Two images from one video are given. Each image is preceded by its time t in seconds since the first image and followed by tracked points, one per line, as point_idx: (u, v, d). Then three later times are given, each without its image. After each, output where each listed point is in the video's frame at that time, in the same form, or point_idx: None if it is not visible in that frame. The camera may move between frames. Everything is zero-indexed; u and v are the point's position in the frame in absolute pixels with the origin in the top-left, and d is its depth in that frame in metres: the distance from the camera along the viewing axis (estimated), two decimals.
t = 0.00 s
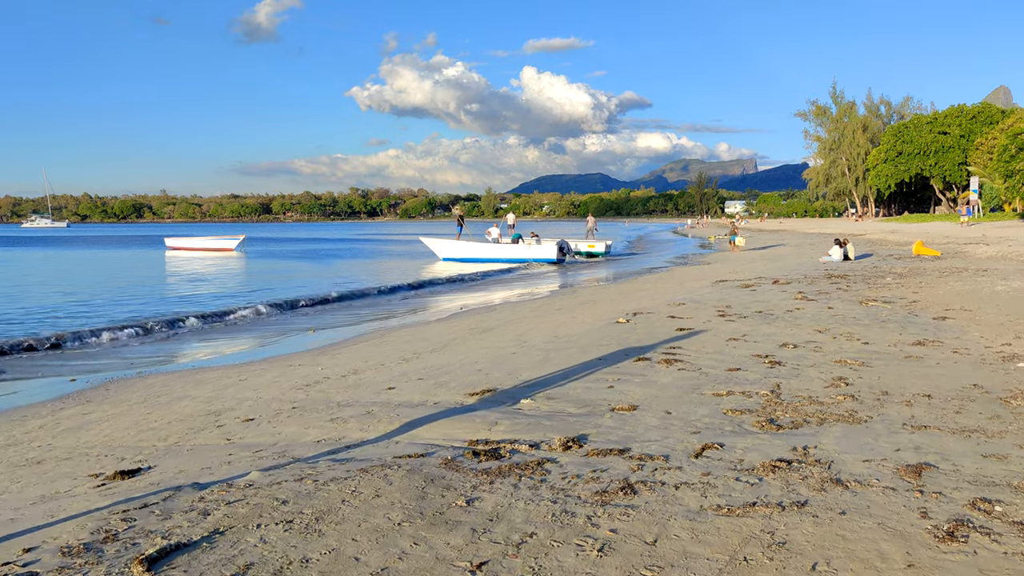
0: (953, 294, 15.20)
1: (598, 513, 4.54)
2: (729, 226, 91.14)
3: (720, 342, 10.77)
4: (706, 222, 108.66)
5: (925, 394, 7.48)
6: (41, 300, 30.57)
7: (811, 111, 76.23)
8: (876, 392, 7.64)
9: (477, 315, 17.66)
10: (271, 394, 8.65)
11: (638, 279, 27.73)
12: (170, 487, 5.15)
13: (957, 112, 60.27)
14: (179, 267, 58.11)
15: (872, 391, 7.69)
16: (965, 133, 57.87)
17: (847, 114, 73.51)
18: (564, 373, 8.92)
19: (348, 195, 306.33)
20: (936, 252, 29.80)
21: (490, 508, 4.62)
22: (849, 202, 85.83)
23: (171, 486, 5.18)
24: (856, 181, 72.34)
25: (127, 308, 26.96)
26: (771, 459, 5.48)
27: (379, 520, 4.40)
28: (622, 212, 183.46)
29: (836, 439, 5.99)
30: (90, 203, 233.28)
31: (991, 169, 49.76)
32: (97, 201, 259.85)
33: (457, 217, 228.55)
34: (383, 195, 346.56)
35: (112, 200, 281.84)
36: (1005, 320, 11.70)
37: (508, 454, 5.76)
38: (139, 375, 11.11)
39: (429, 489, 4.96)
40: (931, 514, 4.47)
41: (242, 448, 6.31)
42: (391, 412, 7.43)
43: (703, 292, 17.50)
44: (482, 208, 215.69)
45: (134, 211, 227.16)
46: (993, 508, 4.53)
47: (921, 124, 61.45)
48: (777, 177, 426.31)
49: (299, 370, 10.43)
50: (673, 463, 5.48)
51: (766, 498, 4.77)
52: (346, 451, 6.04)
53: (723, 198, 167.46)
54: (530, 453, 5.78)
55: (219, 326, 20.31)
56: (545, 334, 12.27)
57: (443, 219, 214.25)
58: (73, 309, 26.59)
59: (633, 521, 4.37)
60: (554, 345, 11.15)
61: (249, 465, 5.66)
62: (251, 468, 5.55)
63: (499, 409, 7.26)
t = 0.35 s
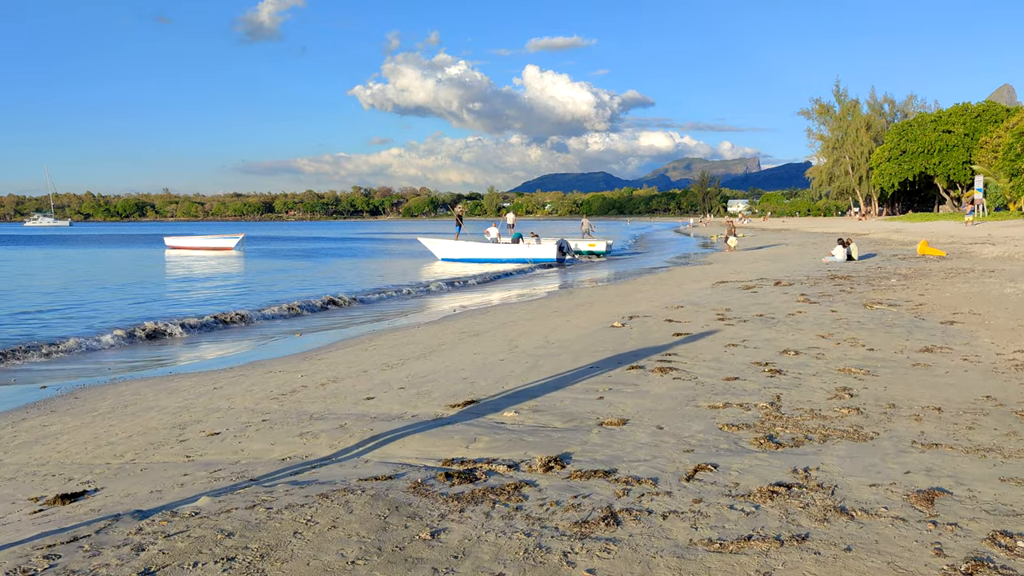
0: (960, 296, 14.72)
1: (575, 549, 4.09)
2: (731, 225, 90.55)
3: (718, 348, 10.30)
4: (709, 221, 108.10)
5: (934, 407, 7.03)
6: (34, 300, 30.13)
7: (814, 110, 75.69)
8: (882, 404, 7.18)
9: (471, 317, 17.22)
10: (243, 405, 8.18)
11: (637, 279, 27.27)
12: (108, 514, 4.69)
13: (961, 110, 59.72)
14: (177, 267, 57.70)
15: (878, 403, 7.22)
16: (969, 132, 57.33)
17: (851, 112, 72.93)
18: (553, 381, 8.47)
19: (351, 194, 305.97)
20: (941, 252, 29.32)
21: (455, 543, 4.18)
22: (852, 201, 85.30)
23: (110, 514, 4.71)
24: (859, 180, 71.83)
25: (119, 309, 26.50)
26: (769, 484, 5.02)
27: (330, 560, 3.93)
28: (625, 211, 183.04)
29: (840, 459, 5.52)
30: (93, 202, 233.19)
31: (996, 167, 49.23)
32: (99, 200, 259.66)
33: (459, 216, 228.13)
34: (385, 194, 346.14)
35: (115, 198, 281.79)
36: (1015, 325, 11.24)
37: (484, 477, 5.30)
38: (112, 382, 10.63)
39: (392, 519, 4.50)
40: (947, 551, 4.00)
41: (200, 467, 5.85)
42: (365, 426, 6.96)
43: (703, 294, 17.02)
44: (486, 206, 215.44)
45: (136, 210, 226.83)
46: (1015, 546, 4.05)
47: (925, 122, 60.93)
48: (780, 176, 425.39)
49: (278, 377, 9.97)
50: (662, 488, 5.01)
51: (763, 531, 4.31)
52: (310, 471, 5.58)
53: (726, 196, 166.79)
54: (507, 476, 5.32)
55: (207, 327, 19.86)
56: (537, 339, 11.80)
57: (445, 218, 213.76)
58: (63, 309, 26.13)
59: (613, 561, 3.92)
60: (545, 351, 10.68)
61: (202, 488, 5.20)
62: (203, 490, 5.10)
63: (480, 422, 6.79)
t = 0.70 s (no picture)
0: (969, 297, 14.23)
1: None
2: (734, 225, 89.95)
3: (717, 352, 9.80)
4: (711, 220, 107.50)
5: (947, 418, 6.55)
6: (24, 299, 29.69)
7: (817, 108, 75.11)
8: (891, 415, 6.71)
9: (464, 318, 16.76)
10: (211, 414, 7.70)
11: (637, 279, 26.78)
12: (33, 544, 4.21)
13: (965, 108, 59.13)
14: (175, 265, 57.24)
15: (886, 414, 6.75)
16: (973, 130, 56.76)
17: (854, 110, 72.36)
18: (540, 388, 8.00)
19: (353, 193, 305.44)
20: (946, 251, 28.79)
21: None
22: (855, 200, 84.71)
23: (33, 543, 4.23)
24: (863, 179, 71.22)
25: (109, 308, 26.06)
26: (768, 508, 4.54)
27: None
28: (627, 210, 182.42)
29: (847, 479, 5.04)
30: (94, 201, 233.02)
31: (1001, 166, 48.67)
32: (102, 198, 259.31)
33: (461, 215, 227.58)
34: (386, 192, 345.33)
35: (117, 197, 281.52)
36: None
37: (455, 499, 4.83)
38: (82, 387, 10.14)
39: (346, 551, 4.01)
40: None
41: (149, 485, 5.38)
42: (335, 437, 6.49)
43: (702, 295, 16.51)
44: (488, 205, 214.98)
45: (138, 209, 226.58)
46: None
47: (929, 120, 60.35)
48: (783, 175, 424.08)
49: (253, 384, 9.49)
50: (649, 513, 4.54)
51: (762, 566, 3.83)
52: (268, 491, 5.09)
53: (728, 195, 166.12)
54: (481, 498, 4.85)
55: (195, 328, 19.40)
56: (529, 342, 11.31)
57: (447, 217, 213.37)
58: (52, 309, 25.67)
59: None
60: (536, 354, 10.21)
61: (144, 512, 4.73)
62: (145, 514, 4.63)
63: (457, 435, 6.31)
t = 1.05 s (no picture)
0: (977, 301, 13.73)
1: None
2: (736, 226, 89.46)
3: (713, 358, 9.31)
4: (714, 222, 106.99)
5: (959, 432, 6.05)
6: (15, 301, 29.25)
7: (820, 109, 74.61)
8: (898, 428, 6.22)
9: (456, 321, 16.30)
10: (172, 425, 7.21)
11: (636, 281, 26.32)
12: None
13: (969, 109, 58.60)
14: (173, 267, 56.81)
15: (893, 427, 6.25)
16: (977, 132, 56.25)
17: (857, 111, 71.79)
18: (524, 397, 7.50)
19: (356, 195, 305.34)
20: (951, 253, 28.28)
21: None
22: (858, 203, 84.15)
23: None
24: (866, 181, 70.66)
25: (99, 310, 25.62)
26: (763, 538, 4.06)
27: None
28: (629, 212, 181.88)
29: (852, 503, 4.55)
30: (97, 203, 232.93)
31: (1005, 167, 48.14)
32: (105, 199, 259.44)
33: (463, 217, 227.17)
34: (389, 194, 345.19)
35: (119, 199, 281.52)
36: None
37: (416, 526, 4.35)
38: (48, 394, 9.65)
39: None
40: None
41: (85, 508, 4.90)
42: (298, 452, 6.01)
43: (701, 298, 16.00)
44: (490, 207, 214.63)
45: (140, 211, 226.41)
46: None
47: (933, 121, 59.81)
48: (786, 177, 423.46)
49: (225, 391, 9.01)
50: (629, 544, 4.05)
51: None
52: (210, 517, 4.61)
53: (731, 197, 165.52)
54: (444, 525, 4.36)
55: (182, 332, 18.93)
56: (518, 347, 10.83)
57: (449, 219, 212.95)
58: (42, 311, 25.24)
59: None
60: (524, 360, 9.72)
61: (68, 543, 4.24)
62: (68, 547, 4.14)
63: (429, 451, 5.83)
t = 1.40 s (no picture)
0: (985, 311, 13.24)
1: None
2: (738, 235, 89.05)
3: (711, 374, 8.78)
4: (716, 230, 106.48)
5: (973, 461, 5.54)
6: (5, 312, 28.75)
7: (822, 117, 74.25)
8: (908, 454, 5.71)
9: (447, 332, 15.80)
10: (127, 448, 6.70)
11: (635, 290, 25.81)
12: None
13: (972, 117, 58.17)
14: (171, 275, 56.34)
15: (903, 454, 5.73)
16: (980, 140, 55.82)
17: (860, 120, 71.35)
18: (505, 417, 6.99)
19: (358, 203, 305.23)
20: (956, 262, 27.79)
21: None
22: (861, 211, 83.64)
23: None
24: (868, 189, 70.19)
25: (88, 320, 25.09)
26: None
27: None
28: (632, 220, 181.59)
29: (859, 547, 4.04)
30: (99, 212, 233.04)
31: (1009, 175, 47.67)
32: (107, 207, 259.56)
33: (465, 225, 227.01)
34: (391, 202, 345.15)
35: (122, 208, 281.80)
36: None
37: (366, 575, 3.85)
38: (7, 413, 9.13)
39: None
40: None
41: None
42: (254, 481, 5.51)
43: (700, 309, 15.50)
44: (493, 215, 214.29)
45: (142, 219, 226.59)
46: None
47: (936, 129, 59.37)
48: (788, 186, 423.30)
49: (192, 409, 8.48)
50: None
51: None
52: (138, 560, 4.12)
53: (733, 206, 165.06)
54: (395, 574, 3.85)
55: (169, 344, 18.44)
56: (506, 361, 10.33)
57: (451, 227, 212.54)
58: (29, 322, 24.71)
59: None
60: (512, 376, 9.21)
61: None
62: None
63: (394, 481, 5.33)
